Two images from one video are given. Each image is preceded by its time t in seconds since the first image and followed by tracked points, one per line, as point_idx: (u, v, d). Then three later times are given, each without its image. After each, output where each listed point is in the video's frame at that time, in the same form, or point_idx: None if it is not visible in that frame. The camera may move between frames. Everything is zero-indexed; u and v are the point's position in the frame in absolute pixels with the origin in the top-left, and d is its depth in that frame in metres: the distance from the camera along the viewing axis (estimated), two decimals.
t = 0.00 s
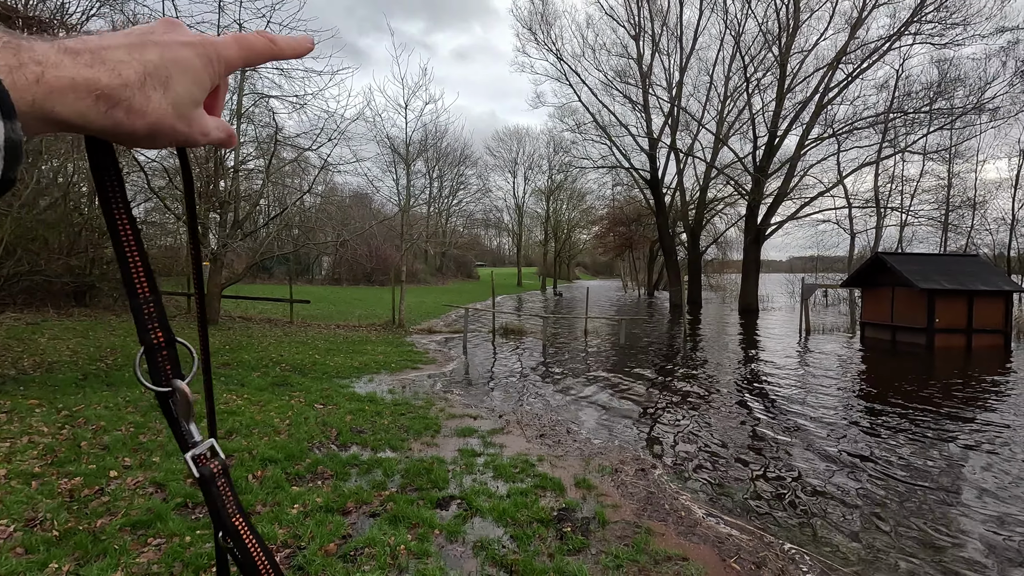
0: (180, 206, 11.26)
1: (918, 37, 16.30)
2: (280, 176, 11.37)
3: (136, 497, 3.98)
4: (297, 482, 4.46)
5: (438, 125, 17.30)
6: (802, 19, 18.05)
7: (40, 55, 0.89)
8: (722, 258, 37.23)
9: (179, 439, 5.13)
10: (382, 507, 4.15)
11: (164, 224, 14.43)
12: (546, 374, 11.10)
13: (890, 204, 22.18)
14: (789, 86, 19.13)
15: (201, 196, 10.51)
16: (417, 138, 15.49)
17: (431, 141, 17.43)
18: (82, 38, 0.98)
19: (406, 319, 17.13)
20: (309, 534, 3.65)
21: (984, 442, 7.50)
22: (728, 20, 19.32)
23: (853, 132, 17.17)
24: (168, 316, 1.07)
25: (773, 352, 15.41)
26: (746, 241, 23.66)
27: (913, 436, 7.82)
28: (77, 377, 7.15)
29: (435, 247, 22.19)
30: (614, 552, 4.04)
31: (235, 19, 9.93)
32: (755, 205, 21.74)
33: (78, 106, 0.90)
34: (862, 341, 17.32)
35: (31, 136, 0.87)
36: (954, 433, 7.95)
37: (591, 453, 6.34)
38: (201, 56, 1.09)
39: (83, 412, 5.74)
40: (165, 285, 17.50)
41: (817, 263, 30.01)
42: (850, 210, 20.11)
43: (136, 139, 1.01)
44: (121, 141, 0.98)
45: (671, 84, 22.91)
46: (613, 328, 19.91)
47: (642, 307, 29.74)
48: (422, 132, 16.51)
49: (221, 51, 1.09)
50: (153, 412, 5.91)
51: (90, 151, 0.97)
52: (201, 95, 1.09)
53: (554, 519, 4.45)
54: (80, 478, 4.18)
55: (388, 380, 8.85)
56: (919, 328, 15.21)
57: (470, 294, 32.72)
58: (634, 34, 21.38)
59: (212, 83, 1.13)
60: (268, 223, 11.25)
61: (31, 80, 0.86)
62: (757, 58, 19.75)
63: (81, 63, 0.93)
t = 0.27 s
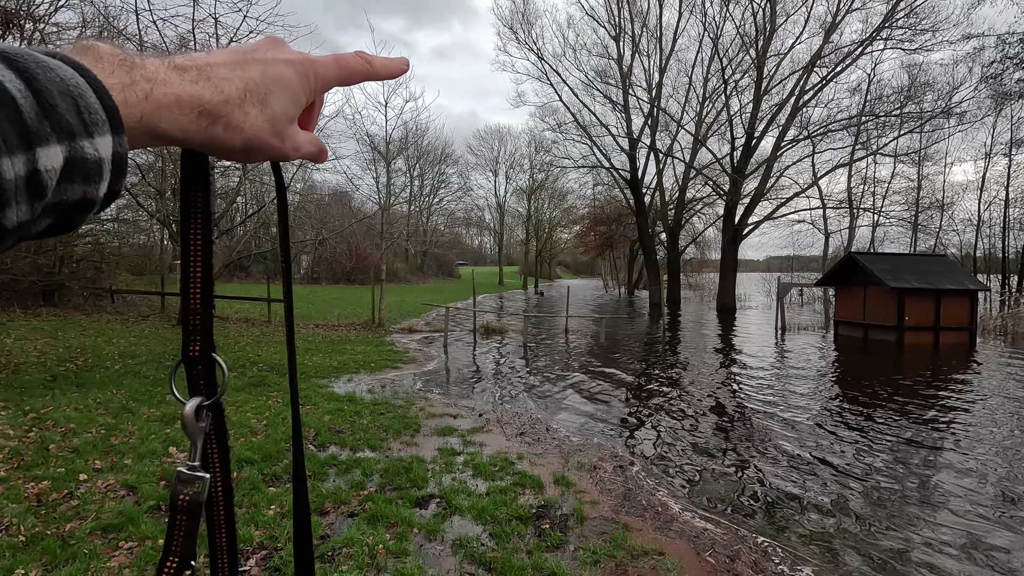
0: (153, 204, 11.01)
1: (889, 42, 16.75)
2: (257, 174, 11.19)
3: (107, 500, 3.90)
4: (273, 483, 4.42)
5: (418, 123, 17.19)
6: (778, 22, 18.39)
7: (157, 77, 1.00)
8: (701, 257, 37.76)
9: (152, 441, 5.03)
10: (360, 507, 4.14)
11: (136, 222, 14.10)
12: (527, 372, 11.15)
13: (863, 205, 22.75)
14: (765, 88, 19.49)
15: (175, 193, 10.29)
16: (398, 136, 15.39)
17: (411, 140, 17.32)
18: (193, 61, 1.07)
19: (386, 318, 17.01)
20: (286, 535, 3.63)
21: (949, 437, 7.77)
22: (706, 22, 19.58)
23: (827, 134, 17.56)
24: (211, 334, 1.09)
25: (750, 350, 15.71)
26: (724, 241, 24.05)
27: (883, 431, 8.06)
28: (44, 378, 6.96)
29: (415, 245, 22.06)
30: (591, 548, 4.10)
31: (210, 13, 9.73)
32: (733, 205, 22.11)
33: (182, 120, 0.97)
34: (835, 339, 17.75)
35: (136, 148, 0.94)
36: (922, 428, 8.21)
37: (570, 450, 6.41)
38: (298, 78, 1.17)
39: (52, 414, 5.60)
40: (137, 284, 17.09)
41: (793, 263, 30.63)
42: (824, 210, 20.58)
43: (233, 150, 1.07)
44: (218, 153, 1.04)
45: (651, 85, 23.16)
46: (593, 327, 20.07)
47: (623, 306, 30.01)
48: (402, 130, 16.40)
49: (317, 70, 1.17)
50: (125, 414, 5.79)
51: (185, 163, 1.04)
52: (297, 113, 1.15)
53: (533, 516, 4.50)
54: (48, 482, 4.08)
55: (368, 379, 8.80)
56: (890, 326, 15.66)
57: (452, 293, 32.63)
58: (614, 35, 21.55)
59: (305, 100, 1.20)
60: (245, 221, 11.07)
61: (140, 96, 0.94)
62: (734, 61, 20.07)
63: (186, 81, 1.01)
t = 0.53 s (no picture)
0: (119, 200, 10.68)
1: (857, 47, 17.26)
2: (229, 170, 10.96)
3: (70, 505, 3.78)
4: (245, 485, 4.35)
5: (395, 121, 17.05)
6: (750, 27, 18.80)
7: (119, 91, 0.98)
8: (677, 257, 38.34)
9: (117, 444, 4.90)
10: (334, 508, 4.10)
11: (102, 218, 13.66)
12: (504, 371, 11.17)
13: (832, 206, 23.40)
14: (738, 90, 19.90)
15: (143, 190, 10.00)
16: (374, 133, 15.25)
17: (388, 137, 17.16)
18: (158, 75, 1.07)
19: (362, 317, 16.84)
20: (257, 537, 3.57)
21: (910, 431, 8.07)
22: (681, 25, 19.90)
23: (798, 137, 18.02)
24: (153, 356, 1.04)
25: (723, 348, 16.04)
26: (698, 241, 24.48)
27: (848, 426, 8.32)
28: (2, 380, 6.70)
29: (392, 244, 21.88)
30: (566, 545, 4.15)
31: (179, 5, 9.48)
32: (707, 205, 22.51)
33: (148, 132, 0.96)
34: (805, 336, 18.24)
35: (96, 162, 0.92)
36: (885, 423, 8.51)
37: (546, 448, 6.45)
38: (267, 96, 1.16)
39: (10, 418, 5.40)
40: (102, 283, 16.55)
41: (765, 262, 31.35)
42: (795, 211, 21.11)
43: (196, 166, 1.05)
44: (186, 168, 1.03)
45: (627, 86, 23.44)
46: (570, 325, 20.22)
47: (599, 305, 30.33)
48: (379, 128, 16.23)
49: (289, 90, 1.17)
50: (88, 417, 5.61)
51: (146, 179, 1.02)
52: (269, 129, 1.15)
53: (508, 514, 4.53)
54: (5, 488, 3.93)
55: (343, 379, 8.72)
56: (857, 323, 16.16)
57: (430, 292, 32.47)
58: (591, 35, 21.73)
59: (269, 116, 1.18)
60: (216, 218, 10.82)
61: (99, 110, 0.92)
62: (708, 63, 20.43)
63: (151, 93, 1.01)
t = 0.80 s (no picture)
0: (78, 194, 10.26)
1: (823, 51, 17.77)
2: (196, 164, 10.65)
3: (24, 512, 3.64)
4: (212, 488, 4.24)
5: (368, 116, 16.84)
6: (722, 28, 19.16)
7: None
8: (650, 255, 38.89)
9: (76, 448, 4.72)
10: (305, 509, 4.04)
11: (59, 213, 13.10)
12: (479, 369, 11.17)
13: (799, 205, 24.08)
14: (710, 91, 20.27)
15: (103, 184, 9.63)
16: (346, 129, 15.04)
17: (361, 133, 16.94)
18: None
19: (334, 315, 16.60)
20: (225, 541, 3.50)
21: (871, 425, 8.39)
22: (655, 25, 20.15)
23: (767, 137, 18.48)
24: (9, 527, 0.95)
25: (694, 345, 16.37)
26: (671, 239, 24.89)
27: (813, 420, 8.60)
28: None
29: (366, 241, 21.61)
30: (540, 541, 4.20)
31: None
32: (679, 204, 22.89)
33: None
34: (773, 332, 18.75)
35: None
36: (848, 417, 8.83)
37: (520, 445, 6.48)
38: (130, 206, 1.00)
39: None
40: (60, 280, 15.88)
41: (734, 260, 32.07)
42: (764, 210, 21.64)
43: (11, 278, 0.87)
44: None
45: (601, 85, 23.64)
46: (545, 322, 20.33)
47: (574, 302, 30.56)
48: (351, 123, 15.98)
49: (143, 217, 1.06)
50: (45, 420, 5.39)
51: None
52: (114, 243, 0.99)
53: (482, 512, 4.55)
54: None
55: (315, 378, 8.58)
56: (822, 320, 16.69)
57: (405, 289, 32.20)
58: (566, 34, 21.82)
59: (133, 231, 1.03)
60: (182, 214, 10.50)
61: None
62: (681, 63, 20.74)
63: None
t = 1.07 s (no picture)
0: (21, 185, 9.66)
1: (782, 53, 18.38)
2: (151, 156, 10.18)
3: None
4: (174, 492, 4.08)
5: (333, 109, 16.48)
6: (686, 29, 19.56)
7: None
8: (617, 251, 39.50)
9: (24, 454, 4.45)
10: (274, 512, 3.94)
11: None
12: (449, 365, 11.12)
13: (760, 203, 24.89)
14: (675, 90, 20.68)
15: (50, 175, 9.10)
16: (311, 121, 14.68)
17: (326, 125, 16.55)
18: None
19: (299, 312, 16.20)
20: (190, 547, 3.38)
21: (828, 415, 8.78)
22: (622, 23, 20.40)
23: (729, 136, 19.01)
24: None
25: (660, 339, 16.73)
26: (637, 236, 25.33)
27: (774, 412, 8.93)
28: None
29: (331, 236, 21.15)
30: (515, 537, 4.24)
31: None
32: (645, 201, 23.32)
33: None
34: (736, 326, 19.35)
35: None
36: (806, 408, 9.20)
37: (493, 441, 6.49)
38: None
39: None
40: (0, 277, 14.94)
41: (698, 256, 32.90)
42: (726, 207, 22.27)
43: None
44: None
45: (569, 82, 23.81)
46: (514, 318, 20.40)
47: (542, 298, 30.76)
48: (316, 115, 15.58)
49: None
50: None
51: None
52: None
53: (456, 509, 4.54)
54: None
55: (280, 377, 8.36)
56: (782, 315, 17.32)
57: (371, 285, 31.71)
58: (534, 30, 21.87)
59: None
60: (136, 208, 10.03)
61: None
62: (647, 62, 21.09)
63: None
